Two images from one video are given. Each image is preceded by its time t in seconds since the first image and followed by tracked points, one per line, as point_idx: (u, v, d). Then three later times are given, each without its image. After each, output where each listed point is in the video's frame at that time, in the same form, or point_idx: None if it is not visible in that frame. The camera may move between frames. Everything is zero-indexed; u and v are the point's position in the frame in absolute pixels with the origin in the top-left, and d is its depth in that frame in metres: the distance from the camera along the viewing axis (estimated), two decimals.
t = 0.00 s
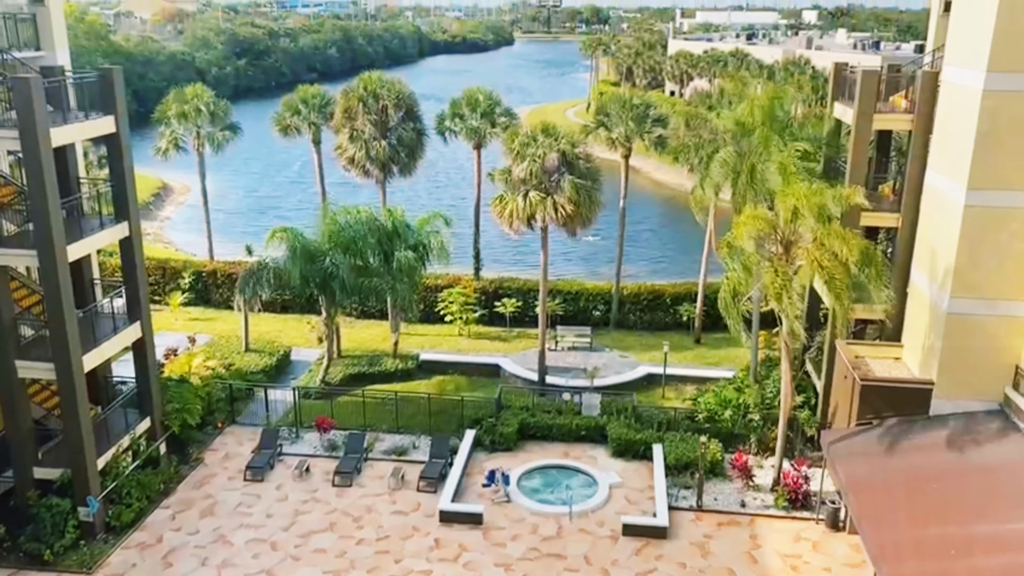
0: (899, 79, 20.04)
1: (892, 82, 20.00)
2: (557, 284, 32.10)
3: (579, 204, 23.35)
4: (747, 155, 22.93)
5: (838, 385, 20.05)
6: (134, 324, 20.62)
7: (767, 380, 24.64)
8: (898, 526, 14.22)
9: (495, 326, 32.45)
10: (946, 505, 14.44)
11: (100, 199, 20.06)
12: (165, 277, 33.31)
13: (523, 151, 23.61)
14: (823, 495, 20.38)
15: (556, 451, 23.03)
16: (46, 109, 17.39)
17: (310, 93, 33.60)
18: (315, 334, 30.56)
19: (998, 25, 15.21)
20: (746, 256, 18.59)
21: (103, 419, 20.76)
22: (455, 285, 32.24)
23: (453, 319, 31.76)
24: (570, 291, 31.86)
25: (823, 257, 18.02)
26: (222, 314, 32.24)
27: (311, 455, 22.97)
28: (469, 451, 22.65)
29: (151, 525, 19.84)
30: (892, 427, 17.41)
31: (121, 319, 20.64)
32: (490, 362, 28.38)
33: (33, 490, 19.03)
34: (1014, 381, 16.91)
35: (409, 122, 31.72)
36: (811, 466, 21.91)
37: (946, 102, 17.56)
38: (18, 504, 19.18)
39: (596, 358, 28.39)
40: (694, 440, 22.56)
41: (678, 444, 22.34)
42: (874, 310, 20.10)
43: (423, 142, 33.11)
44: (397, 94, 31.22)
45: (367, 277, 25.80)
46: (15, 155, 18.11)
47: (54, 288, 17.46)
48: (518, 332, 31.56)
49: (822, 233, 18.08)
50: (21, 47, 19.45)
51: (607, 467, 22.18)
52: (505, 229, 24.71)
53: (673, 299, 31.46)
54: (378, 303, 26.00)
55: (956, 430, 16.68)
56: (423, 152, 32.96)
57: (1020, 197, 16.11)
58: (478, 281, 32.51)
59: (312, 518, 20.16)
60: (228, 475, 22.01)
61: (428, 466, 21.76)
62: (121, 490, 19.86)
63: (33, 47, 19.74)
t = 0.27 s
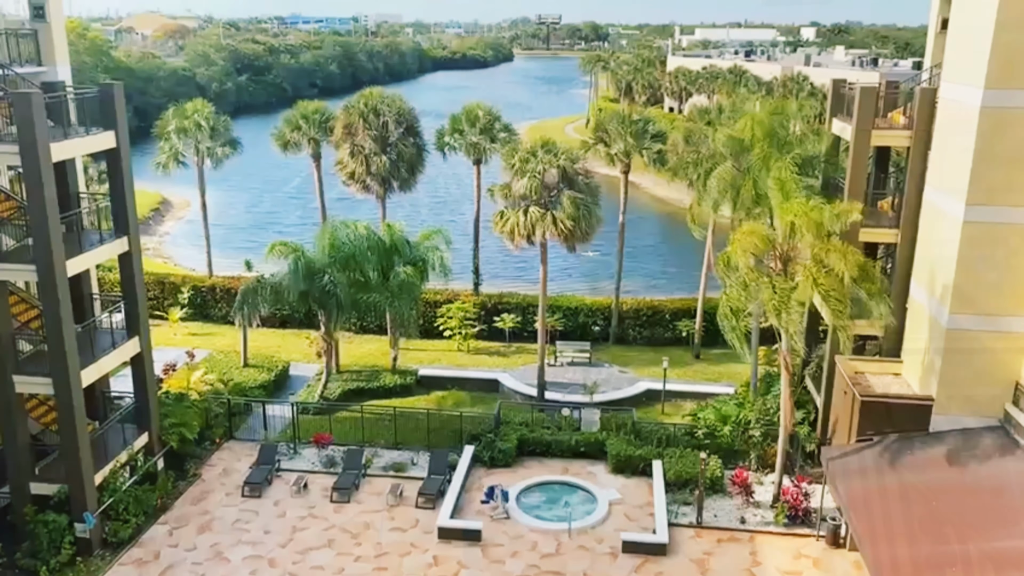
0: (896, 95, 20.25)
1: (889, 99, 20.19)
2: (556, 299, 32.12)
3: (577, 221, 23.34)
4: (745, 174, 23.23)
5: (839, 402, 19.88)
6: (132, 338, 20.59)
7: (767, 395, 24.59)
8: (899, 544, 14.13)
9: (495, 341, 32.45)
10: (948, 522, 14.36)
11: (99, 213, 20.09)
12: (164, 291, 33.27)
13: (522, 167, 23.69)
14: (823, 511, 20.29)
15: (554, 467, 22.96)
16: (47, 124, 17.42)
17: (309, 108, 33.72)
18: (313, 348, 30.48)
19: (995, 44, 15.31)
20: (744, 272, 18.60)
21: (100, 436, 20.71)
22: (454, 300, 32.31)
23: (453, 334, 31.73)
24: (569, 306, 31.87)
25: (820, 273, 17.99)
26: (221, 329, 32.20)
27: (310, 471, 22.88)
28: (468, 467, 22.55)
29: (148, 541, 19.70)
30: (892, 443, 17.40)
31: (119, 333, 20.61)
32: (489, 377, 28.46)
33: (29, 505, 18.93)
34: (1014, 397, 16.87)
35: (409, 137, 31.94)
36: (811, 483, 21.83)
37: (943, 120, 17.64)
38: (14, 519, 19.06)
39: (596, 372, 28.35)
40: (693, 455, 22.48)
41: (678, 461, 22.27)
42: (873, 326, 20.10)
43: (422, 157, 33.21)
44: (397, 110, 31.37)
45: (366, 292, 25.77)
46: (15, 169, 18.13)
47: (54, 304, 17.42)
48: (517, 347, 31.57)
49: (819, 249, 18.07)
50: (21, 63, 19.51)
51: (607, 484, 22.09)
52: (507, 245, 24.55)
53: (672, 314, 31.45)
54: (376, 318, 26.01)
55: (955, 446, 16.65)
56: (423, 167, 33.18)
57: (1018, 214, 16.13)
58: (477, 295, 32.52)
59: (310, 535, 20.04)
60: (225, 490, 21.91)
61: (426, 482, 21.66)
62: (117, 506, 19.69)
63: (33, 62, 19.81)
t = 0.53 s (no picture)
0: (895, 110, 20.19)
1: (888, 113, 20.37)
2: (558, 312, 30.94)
3: (576, 234, 23.44)
4: (740, 197, 23.94)
5: (838, 415, 20.07)
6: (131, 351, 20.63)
7: (766, 409, 24.44)
8: (899, 560, 14.11)
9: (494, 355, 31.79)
10: (947, 535, 14.34)
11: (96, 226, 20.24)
12: (161, 305, 32.05)
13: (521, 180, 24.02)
14: (824, 526, 20.12)
15: (553, 482, 22.93)
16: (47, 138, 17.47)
17: (307, 123, 28.74)
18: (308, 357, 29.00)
19: (994, 54, 15.26)
20: (744, 286, 18.73)
21: (98, 447, 20.59)
22: (454, 313, 31.44)
23: (452, 345, 31.20)
24: (571, 319, 30.69)
25: (817, 287, 18.15)
26: (218, 342, 31.30)
27: (308, 485, 22.84)
28: (467, 482, 22.54)
29: (144, 555, 19.56)
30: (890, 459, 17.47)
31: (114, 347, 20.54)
32: (486, 392, 28.06)
33: (26, 520, 18.80)
34: (1014, 412, 16.41)
35: (409, 151, 31.60)
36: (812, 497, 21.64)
37: (943, 133, 17.61)
38: (10, 535, 18.85)
39: (597, 383, 28.28)
40: (693, 470, 22.46)
41: (677, 475, 22.31)
42: (872, 342, 19.79)
43: (418, 93, 28.62)
44: (396, 125, 30.86)
45: (363, 306, 25.94)
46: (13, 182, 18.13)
47: (52, 316, 17.42)
48: (518, 362, 31.27)
49: (817, 263, 18.36)
50: (20, 77, 19.53)
51: (606, 499, 22.04)
52: (506, 259, 24.59)
53: (672, 328, 30.81)
54: (376, 336, 26.44)
55: (952, 460, 16.65)
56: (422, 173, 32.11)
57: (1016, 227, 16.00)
58: (477, 308, 31.98)
59: (308, 549, 19.92)
60: (223, 505, 21.82)
61: (425, 497, 21.66)
62: (114, 520, 19.59)
63: (33, 76, 19.83)
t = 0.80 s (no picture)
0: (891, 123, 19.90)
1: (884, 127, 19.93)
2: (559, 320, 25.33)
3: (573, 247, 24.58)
4: (744, 203, 22.78)
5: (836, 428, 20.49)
6: (128, 364, 20.74)
7: (765, 415, 23.26)
8: None
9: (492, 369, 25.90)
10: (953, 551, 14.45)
11: (93, 242, 19.83)
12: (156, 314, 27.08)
13: (521, 194, 24.68)
14: (824, 539, 19.97)
15: (552, 495, 23.10)
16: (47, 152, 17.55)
17: (300, 139, 24.89)
18: (311, 374, 26.34)
19: (994, 62, 15.24)
20: (745, 299, 22.06)
21: (95, 460, 20.52)
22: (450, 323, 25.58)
23: (450, 360, 25.66)
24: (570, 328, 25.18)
25: (816, 299, 21.39)
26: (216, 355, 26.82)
27: (306, 498, 22.75)
28: (466, 496, 22.86)
29: (142, 569, 19.58)
30: (894, 473, 17.72)
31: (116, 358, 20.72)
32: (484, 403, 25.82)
33: (21, 534, 18.47)
34: (1012, 422, 16.09)
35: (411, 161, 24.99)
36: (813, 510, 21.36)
37: (942, 143, 17.60)
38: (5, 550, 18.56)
39: (594, 401, 25.28)
40: (693, 483, 22.47)
41: (676, 487, 22.57)
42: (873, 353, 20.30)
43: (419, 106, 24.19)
44: (397, 136, 24.83)
45: (363, 318, 26.37)
46: (13, 195, 17.90)
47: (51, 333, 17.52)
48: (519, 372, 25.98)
49: (818, 275, 21.47)
50: (21, 89, 19.66)
51: (605, 512, 22.11)
52: (503, 273, 25.44)
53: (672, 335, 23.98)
54: (374, 351, 26.36)
55: (956, 472, 16.76)
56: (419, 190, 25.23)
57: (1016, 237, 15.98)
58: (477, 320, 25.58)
59: (305, 563, 19.84)
60: (220, 518, 21.78)
61: (424, 510, 21.82)
62: (112, 533, 19.41)
63: (33, 89, 19.94)
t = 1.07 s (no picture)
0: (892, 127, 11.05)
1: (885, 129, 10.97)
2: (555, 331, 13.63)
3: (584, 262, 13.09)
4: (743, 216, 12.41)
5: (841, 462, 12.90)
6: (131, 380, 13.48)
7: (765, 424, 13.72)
8: None
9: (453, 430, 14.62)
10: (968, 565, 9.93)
11: (94, 253, 12.24)
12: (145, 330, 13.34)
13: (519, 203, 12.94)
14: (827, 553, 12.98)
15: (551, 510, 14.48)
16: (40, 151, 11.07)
17: (305, 143, 12.11)
18: (313, 383, 14.35)
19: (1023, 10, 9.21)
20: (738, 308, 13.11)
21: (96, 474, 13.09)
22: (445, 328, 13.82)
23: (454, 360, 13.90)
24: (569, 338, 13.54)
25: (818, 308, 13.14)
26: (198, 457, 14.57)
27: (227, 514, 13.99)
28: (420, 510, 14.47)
29: None
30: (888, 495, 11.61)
31: (115, 365, 13.24)
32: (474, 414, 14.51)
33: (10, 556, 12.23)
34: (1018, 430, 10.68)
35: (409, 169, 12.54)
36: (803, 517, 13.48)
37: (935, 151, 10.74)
38: None
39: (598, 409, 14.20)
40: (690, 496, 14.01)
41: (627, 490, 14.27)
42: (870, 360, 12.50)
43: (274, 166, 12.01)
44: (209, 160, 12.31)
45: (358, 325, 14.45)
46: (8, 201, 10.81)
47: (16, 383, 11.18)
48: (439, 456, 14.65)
49: (815, 286, 12.95)
50: None
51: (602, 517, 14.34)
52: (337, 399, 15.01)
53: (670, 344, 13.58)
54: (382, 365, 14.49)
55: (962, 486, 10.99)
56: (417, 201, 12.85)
57: None
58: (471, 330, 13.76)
59: None
60: None
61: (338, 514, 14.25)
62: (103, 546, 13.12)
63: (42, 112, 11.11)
